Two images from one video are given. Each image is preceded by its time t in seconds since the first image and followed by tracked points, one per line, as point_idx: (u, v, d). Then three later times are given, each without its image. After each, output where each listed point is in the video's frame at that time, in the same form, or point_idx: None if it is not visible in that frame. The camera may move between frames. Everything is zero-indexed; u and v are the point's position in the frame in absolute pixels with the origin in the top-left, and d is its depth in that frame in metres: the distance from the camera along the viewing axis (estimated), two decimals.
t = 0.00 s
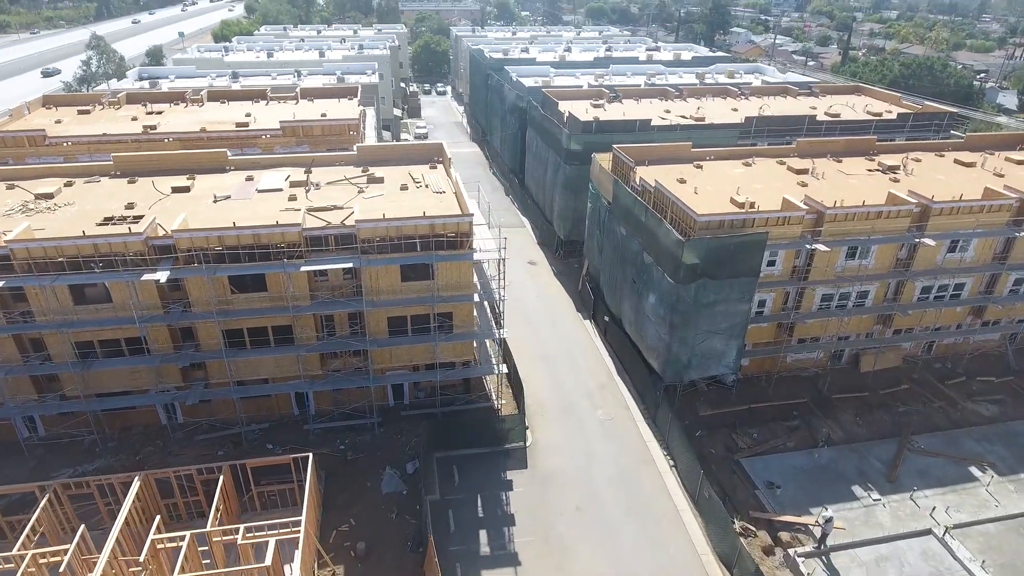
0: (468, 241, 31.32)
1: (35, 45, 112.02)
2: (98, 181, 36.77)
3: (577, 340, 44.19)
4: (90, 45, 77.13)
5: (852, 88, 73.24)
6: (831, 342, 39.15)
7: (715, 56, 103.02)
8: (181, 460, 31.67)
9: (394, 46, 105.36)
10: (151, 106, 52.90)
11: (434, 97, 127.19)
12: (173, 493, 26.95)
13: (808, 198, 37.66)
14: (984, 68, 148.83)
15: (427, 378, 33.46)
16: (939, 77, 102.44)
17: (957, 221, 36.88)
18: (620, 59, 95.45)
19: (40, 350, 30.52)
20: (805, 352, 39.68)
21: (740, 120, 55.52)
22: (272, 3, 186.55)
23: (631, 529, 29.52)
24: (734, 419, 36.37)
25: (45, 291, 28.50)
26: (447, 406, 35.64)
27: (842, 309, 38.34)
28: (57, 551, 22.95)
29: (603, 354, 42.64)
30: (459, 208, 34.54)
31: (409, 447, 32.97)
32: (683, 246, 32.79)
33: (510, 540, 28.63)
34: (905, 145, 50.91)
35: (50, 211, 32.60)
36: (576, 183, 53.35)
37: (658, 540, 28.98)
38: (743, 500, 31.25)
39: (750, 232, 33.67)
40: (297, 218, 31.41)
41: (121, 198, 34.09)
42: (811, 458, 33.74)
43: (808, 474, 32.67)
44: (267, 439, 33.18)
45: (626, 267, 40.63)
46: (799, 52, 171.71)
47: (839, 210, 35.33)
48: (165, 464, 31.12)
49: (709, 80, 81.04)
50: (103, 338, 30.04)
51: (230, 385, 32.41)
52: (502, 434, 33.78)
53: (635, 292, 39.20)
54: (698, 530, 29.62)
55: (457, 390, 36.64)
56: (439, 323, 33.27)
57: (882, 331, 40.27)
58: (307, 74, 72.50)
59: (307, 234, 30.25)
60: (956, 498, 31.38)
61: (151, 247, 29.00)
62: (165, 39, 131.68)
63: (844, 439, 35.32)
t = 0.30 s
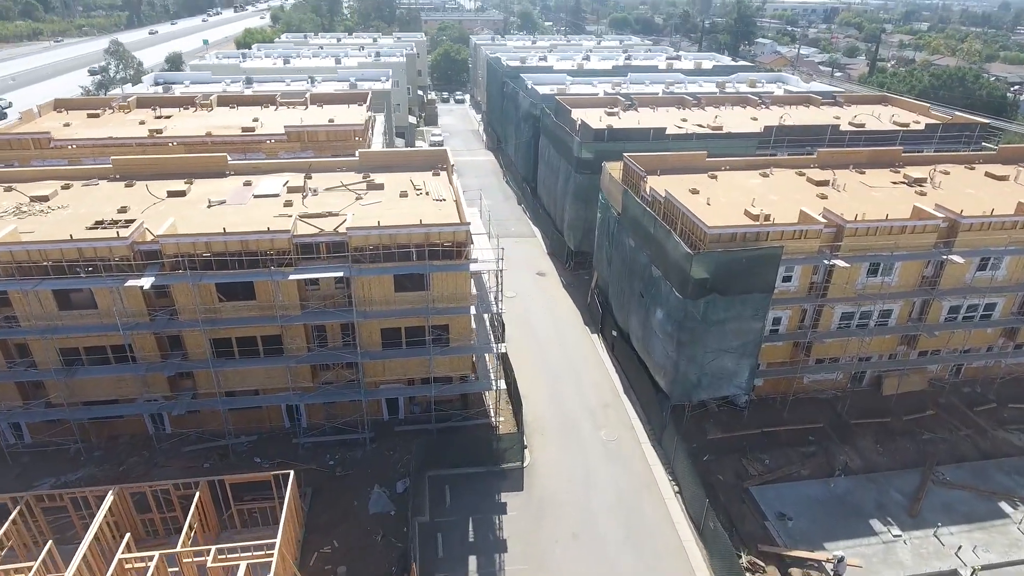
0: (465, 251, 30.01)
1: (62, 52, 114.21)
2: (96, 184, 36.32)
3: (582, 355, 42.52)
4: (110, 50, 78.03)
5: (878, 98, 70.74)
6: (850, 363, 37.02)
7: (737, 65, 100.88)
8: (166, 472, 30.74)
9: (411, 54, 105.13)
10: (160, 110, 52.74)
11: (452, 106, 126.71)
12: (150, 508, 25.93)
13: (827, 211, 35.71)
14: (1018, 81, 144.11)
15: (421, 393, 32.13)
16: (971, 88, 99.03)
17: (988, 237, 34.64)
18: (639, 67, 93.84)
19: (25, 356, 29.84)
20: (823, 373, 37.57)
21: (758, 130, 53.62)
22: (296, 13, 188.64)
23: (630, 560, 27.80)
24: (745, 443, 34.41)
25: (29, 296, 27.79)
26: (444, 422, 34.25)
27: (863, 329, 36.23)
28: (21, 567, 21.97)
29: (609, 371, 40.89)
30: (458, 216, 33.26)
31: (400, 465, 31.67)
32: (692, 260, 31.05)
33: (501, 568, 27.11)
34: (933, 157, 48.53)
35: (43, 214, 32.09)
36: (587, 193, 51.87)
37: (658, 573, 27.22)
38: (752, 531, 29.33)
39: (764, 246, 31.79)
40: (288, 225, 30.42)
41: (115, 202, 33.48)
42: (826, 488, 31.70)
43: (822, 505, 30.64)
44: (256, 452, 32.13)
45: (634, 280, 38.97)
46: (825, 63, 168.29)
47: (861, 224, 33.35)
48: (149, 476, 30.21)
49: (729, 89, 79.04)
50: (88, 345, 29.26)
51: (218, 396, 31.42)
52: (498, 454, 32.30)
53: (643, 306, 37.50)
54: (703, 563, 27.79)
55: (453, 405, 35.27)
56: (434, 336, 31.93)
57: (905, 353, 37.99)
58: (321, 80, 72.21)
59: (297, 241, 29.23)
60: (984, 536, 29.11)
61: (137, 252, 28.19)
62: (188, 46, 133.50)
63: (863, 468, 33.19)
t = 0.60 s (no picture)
0: (460, 262, 28.71)
1: (88, 59, 116.04)
2: (93, 188, 35.82)
3: (587, 371, 40.83)
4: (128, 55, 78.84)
5: (905, 109, 68.20)
6: (871, 386, 34.88)
7: (759, 75, 98.54)
8: (149, 485, 29.81)
9: (428, 62, 104.73)
10: (168, 115, 52.52)
11: (469, 114, 126.12)
12: (124, 525, 24.91)
13: (847, 225, 33.75)
14: None
15: (413, 409, 30.80)
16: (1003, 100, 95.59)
17: (1022, 255, 32.40)
18: (657, 77, 92.13)
19: (9, 362, 29.17)
20: (841, 397, 35.46)
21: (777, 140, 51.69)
22: (319, 22, 190.30)
23: None
24: (755, 470, 32.48)
25: (11, 301, 27.10)
26: (438, 440, 32.88)
27: (885, 351, 34.12)
28: None
29: (615, 388, 39.12)
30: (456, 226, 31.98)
31: (390, 484, 30.35)
32: (700, 274, 29.29)
33: None
34: (962, 170, 46.16)
35: (35, 218, 31.56)
36: (597, 204, 50.32)
37: None
38: (760, 566, 27.43)
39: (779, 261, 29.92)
40: (279, 232, 29.43)
41: (109, 206, 32.87)
42: (842, 521, 29.66)
43: (838, 540, 28.62)
44: (243, 467, 31.06)
45: (642, 295, 37.28)
46: (851, 74, 164.79)
47: (883, 238, 31.38)
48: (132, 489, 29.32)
49: (750, 98, 76.99)
50: (72, 352, 28.49)
51: (204, 408, 30.44)
52: (493, 475, 30.82)
53: (650, 322, 35.79)
54: None
55: (449, 422, 33.87)
56: (428, 350, 30.59)
57: (931, 377, 35.73)
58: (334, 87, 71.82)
59: (286, 249, 28.21)
60: None
61: (122, 258, 27.40)
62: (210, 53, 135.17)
63: (882, 500, 31.08)
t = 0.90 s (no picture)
0: (455, 274, 27.39)
1: (113, 66, 117.97)
2: (92, 193, 35.37)
3: (594, 388, 39.16)
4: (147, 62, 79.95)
5: (935, 120, 65.52)
6: (895, 413, 32.76)
7: (782, 85, 95.96)
8: (133, 500, 28.89)
9: (445, 70, 104.20)
10: (178, 120, 52.31)
11: (487, 122, 125.33)
12: (99, 543, 23.82)
13: (869, 240, 31.78)
14: None
15: (406, 427, 29.50)
16: None
17: None
18: (676, 86, 90.23)
19: None
20: (861, 423, 33.36)
21: (798, 151, 49.72)
22: (342, 32, 191.69)
23: None
24: (768, 500, 30.57)
25: None
26: (433, 459, 31.54)
27: (909, 375, 32.04)
28: None
29: (621, 408, 37.36)
30: (455, 236, 30.71)
31: (381, 504, 29.05)
32: (709, 291, 27.56)
33: None
34: (995, 184, 43.78)
35: (29, 222, 31.06)
36: (609, 214, 48.74)
37: None
38: None
39: (795, 279, 28.09)
40: (270, 240, 28.44)
41: (103, 211, 32.27)
42: (860, 560, 27.68)
43: None
44: (230, 482, 30.01)
45: (651, 311, 35.61)
46: (880, 85, 160.90)
47: (908, 255, 29.42)
48: (115, 503, 28.44)
49: (772, 107, 74.76)
50: (57, 360, 27.74)
51: (191, 421, 29.48)
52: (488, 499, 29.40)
53: (658, 340, 34.07)
54: None
55: (446, 441, 32.51)
56: (422, 365, 29.27)
57: (959, 404, 33.48)
58: (347, 93, 71.38)
59: (276, 258, 27.18)
60: None
61: (107, 265, 26.63)
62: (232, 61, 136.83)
63: (904, 537, 29.00)
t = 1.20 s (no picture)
0: (449, 286, 26.08)
1: (137, 74, 119.66)
2: (89, 198, 34.89)
3: (599, 406, 37.49)
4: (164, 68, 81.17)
5: (964, 131, 62.89)
6: (919, 441, 30.66)
7: (805, 94, 93.40)
8: (116, 515, 27.96)
9: (461, 78, 103.61)
10: (186, 126, 52.07)
11: (504, 131, 124.41)
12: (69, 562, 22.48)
13: (893, 255, 29.86)
14: None
15: (397, 445, 28.19)
16: None
17: None
18: (695, 95, 88.31)
19: None
20: (883, 451, 31.28)
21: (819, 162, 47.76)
22: (363, 40, 192.70)
23: None
24: (780, 532, 28.69)
25: None
26: (425, 479, 30.21)
27: (935, 401, 29.97)
28: None
29: (627, 428, 35.65)
30: (453, 247, 29.44)
31: (369, 526, 27.78)
32: (718, 308, 25.87)
33: None
34: None
35: (21, 226, 30.53)
36: (620, 225, 47.15)
37: None
38: None
39: (811, 297, 26.29)
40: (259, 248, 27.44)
41: (97, 217, 31.68)
42: None
43: None
44: (215, 499, 28.95)
45: (659, 327, 33.94)
46: (907, 97, 156.94)
47: (934, 273, 27.47)
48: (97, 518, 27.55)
49: (793, 116, 72.56)
50: (40, 369, 26.98)
51: (177, 435, 28.50)
52: (481, 524, 27.99)
53: (666, 358, 32.38)
54: None
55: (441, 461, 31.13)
56: (414, 380, 27.96)
57: (989, 432, 31.25)
58: (359, 100, 70.90)
59: (262, 267, 26.16)
60: None
61: (91, 272, 25.84)
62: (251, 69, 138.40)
63: None
